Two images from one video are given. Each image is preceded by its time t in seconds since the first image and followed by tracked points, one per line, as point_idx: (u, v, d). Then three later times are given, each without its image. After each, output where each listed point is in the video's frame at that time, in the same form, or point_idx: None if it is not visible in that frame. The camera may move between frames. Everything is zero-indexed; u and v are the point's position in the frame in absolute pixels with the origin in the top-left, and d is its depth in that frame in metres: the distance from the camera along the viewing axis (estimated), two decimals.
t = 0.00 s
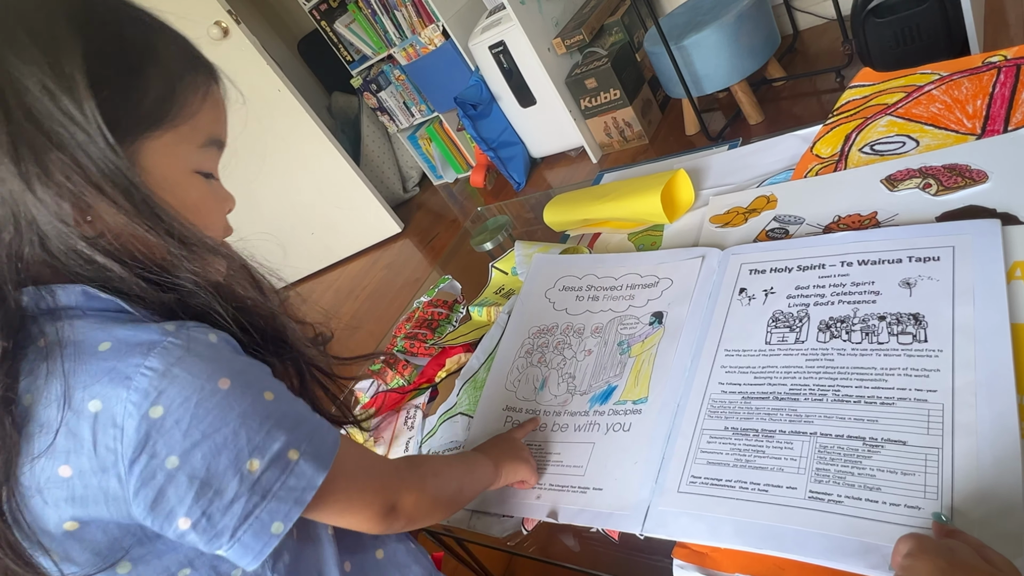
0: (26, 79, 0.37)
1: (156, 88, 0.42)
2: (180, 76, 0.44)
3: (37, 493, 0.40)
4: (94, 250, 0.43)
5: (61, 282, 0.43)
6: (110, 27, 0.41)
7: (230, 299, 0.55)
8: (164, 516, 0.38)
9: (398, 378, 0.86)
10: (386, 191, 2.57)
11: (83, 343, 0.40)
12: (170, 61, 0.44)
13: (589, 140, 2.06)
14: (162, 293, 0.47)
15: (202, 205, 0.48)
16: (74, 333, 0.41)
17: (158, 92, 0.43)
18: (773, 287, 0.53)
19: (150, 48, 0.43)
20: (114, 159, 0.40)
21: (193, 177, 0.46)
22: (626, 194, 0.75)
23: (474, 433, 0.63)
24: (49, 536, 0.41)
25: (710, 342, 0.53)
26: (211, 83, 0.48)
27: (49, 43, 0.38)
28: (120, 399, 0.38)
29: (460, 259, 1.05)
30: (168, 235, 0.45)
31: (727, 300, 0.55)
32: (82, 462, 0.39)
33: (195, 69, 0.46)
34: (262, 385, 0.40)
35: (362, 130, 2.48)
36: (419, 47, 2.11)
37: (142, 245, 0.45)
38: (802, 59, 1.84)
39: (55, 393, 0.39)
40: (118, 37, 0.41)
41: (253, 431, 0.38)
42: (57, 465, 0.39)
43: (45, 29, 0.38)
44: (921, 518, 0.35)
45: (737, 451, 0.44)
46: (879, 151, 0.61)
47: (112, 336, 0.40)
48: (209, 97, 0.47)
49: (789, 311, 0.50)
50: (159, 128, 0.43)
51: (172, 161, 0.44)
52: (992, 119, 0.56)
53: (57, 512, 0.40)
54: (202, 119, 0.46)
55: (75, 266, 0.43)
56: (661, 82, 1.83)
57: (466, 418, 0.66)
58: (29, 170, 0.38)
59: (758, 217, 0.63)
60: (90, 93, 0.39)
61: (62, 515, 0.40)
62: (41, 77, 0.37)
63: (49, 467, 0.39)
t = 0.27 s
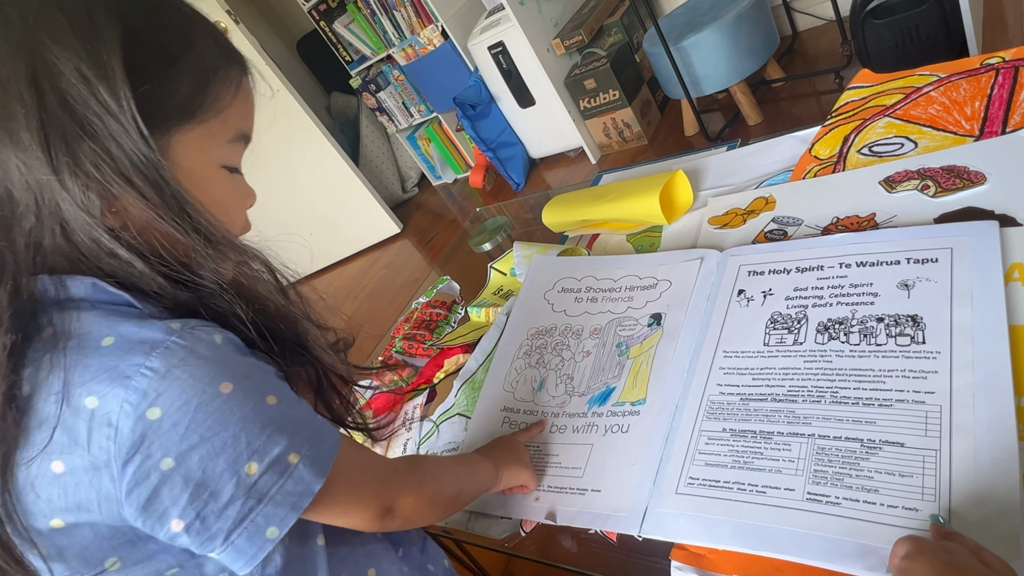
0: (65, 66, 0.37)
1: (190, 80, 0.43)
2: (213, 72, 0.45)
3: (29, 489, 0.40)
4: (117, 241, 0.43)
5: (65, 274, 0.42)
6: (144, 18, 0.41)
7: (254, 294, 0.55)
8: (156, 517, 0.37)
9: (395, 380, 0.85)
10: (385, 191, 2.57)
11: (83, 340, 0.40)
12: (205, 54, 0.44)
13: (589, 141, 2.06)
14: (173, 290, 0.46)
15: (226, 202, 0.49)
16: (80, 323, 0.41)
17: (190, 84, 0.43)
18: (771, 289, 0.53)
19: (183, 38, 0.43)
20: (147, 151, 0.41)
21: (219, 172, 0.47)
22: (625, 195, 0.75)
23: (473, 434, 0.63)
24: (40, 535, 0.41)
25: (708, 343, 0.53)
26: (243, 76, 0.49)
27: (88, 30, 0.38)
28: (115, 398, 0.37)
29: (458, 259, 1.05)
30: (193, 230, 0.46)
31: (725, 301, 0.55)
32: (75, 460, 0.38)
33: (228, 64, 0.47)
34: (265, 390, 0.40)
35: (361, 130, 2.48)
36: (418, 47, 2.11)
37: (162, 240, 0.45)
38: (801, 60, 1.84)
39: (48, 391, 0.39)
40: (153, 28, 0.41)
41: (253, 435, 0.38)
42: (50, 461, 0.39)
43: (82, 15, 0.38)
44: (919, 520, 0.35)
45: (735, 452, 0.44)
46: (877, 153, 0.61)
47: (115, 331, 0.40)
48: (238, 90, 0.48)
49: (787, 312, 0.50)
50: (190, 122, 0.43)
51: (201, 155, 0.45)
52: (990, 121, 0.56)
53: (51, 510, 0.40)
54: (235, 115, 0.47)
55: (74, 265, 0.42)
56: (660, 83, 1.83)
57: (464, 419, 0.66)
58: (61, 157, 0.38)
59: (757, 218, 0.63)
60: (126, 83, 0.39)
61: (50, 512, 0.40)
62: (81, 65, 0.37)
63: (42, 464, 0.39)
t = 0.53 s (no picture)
0: (158, 76, 0.39)
1: (265, 100, 0.45)
2: (283, 94, 0.47)
3: (119, 467, 0.39)
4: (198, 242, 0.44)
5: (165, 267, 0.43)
6: (229, 38, 0.44)
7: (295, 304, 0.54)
8: (253, 499, 0.37)
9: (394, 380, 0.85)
10: (384, 191, 2.57)
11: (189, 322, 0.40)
12: (277, 75, 0.47)
13: (588, 141, 2.06)
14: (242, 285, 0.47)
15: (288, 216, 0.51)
16: (184, 309, 0.41)
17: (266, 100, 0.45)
18: (771, 289, 0.53)
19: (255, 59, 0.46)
20: (227, 156, 0.42)
21: (281, 187, 0.49)
22: (625, 196, 0.75)
23: (471, 435, 0.63)
24: (120, 522, 0.39)
25: (707, 345, 0.53)
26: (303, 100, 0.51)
27: (181, 45, 0.40)
28: (227, 371, 0.37)
29: (458, 260, 1.05)
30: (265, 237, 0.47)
31: (725, 302, 0.55)
32: (181, 438, 0.38)
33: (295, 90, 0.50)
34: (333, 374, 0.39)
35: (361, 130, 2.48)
36: (418, 48, 2.11)
37: (236, 244, 0.46)
38: (800, 61, 1.84)
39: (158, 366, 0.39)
40: (237, 51, 0.44)
41: (345, 425, 0.38)
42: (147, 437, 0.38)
43: (178, 35, 0.41)
44: (917, 521, 0.35)
45: (733, 453, 0.44)
46: (876, 154, 0.61)
47: (219, 314, 0.40)
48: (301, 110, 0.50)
49: (786, 313, 0.50)
50: (263, 138, 0.46)
51: (271, 167, 0.47)
52: (988, 122, 0.56)
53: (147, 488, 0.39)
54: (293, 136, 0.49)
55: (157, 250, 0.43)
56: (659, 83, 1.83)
57: (462, 419, 0.66)
58: (149, 159, 0.39)
59: (757, 219, 0.63)
60: (215, 96, 0.41)
61: (140, 492, 0.39)
62: (172, 74, 0.39)
63: (139, 441, 0.38)
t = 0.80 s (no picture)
0: (186, 110, 0.41)
1: (284, 126, 0.47)
2: (300, 119, 0.49)
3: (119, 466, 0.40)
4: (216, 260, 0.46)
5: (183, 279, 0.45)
6: (253, 70, 0.46)
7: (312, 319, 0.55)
8: (243, 501, 0.37)
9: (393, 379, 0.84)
10: (384, 190, 2.57)
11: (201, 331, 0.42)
12: (294, 102, 0.49)
13: (588, 141, 2.06)
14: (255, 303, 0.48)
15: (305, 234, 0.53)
16: (198, 319, 0.43)
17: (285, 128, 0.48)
18: (770, 289, 0.53)
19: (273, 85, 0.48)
20: (254, 185, 0.44)
21: (300, 209, 0.52)
22: (625, 196, 0.75)
23: (470, 435, 0.63)
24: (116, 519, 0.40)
25: (707, 345, 0.53)
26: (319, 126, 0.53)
27: (206, 79, 0.42)
28: (231, 377, 0.39)
29: (458, 260, 1.05)
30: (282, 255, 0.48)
31: (724, 302, 0.55)
32: (181, 440, 0.39)
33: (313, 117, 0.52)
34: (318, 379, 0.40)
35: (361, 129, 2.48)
36: (418, 47, 2.11)
37: (259, 263, 0.48)
38: (800, 61, 1.84)
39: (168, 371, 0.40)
40: (258, 81, 0.46)
41: (341, 441, 0.39)
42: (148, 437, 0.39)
43: (204, 69, 0.43)
44: (916, 521, 0.35)
45: (733, 453, 0.44)
46: (876, 154, 0.61)
47: (230, 325, 0.42)
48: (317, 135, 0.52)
49: (786, 313, 0.51)
50: (282, 163, 0.48)
51: (288, 191, 0.50)
52: (988, 123, 0.56)
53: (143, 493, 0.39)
54: (312, 160, 0.52)
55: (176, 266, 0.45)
56: (659, 83, 1.83)
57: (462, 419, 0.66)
58: (180, 188, 0.42)
59: (756, 219, 0.63)
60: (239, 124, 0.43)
61: (135, 490, 0.39)
62: (200, 107, 0.42)
63: (142, 443, 0.39)
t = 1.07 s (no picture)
0: (94, 132, 0.42)
1: (196, 139, 0.45)
2: (215, 131, 0.47)
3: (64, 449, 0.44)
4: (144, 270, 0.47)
5: (116, 282, 0.47)
6: (161, 89, 0.45)
7: (259, 311, 0.58)
8: (165, 473, 0.41)
9: (394, 377, 0.84)
10: (384, 189, 2.57)
11: (126, 329, 0.44)
12: (208, 117, 0.47)
13: (588, 140, 2.06)
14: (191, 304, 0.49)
15: (235, 242, 0.50)
16: (125, 320, 0.45)
17: (198, 143, 0.46)
18: (771, 289, 0.53)
19: (185, 100, 0.46)
20: (161, 204, 0.44)
21: (225, 216, 0.48)
22: (626, 194, 0.75)
23: (469, 433, 0.63)
24: (67, 493, 0.45)
25: (707, 343, 0.53)
26: (241, 133, 0.49)
27: (109, 107, 0.42)
28: (149, 368, 0.42)
29: (458, 258, 1.05)
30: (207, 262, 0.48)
31: (725, 301, 0.55)
32: (108, 424, 0.42)
33: (233, 123, 0.49)
34: (265, 382, 0.42)
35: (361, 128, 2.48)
36: (418, 45, 2.11)
37: (186, 269, 0.48)
38: (801, 61, 1.84)
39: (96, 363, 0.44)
40: (164, 98, 0.45)
41: (252, 418, 0.40)
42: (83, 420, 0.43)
43: (105, 96, 0.42)
44: (916, 520, 0.35)
45: (733, 452, 0.44)
46: (877, 154, 0.61)
47: (155, 321, 0.44)
48: (237, 143, 0.49)
49: (786, 312, 0.51)
50: (198, 175, 0.46)
51: (207, 202, 0.47)
52: (990, 123, 0.56)
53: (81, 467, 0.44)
54: (233, 166, 0.48)
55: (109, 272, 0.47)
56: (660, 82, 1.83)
57: (461, 416, 0.66)
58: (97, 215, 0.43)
59: (757, 218, 0.63)
60: (140, 145, 0.43)
61: (76, 468, 0.44)
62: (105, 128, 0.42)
63: (76, 428, 0.43)
